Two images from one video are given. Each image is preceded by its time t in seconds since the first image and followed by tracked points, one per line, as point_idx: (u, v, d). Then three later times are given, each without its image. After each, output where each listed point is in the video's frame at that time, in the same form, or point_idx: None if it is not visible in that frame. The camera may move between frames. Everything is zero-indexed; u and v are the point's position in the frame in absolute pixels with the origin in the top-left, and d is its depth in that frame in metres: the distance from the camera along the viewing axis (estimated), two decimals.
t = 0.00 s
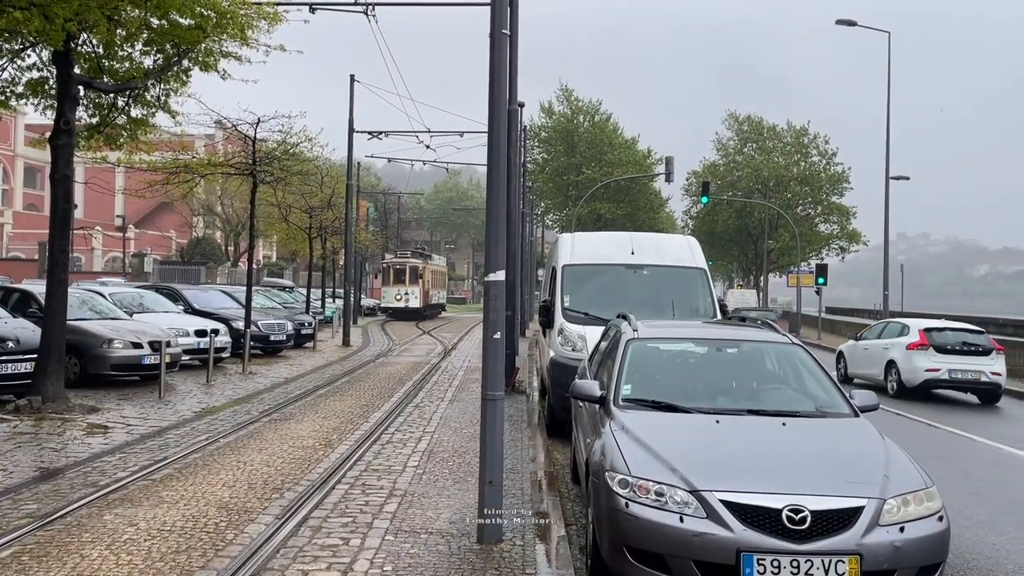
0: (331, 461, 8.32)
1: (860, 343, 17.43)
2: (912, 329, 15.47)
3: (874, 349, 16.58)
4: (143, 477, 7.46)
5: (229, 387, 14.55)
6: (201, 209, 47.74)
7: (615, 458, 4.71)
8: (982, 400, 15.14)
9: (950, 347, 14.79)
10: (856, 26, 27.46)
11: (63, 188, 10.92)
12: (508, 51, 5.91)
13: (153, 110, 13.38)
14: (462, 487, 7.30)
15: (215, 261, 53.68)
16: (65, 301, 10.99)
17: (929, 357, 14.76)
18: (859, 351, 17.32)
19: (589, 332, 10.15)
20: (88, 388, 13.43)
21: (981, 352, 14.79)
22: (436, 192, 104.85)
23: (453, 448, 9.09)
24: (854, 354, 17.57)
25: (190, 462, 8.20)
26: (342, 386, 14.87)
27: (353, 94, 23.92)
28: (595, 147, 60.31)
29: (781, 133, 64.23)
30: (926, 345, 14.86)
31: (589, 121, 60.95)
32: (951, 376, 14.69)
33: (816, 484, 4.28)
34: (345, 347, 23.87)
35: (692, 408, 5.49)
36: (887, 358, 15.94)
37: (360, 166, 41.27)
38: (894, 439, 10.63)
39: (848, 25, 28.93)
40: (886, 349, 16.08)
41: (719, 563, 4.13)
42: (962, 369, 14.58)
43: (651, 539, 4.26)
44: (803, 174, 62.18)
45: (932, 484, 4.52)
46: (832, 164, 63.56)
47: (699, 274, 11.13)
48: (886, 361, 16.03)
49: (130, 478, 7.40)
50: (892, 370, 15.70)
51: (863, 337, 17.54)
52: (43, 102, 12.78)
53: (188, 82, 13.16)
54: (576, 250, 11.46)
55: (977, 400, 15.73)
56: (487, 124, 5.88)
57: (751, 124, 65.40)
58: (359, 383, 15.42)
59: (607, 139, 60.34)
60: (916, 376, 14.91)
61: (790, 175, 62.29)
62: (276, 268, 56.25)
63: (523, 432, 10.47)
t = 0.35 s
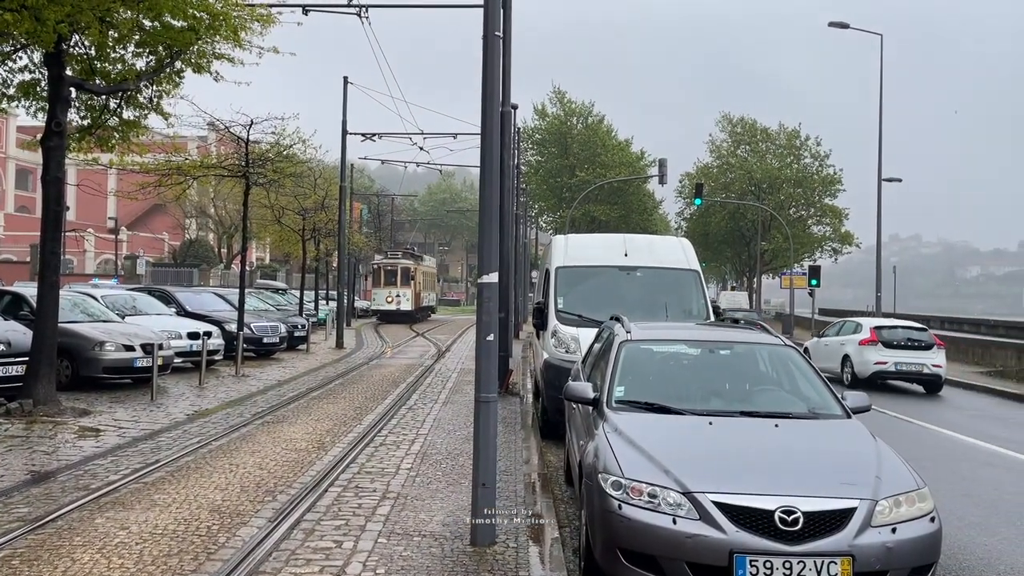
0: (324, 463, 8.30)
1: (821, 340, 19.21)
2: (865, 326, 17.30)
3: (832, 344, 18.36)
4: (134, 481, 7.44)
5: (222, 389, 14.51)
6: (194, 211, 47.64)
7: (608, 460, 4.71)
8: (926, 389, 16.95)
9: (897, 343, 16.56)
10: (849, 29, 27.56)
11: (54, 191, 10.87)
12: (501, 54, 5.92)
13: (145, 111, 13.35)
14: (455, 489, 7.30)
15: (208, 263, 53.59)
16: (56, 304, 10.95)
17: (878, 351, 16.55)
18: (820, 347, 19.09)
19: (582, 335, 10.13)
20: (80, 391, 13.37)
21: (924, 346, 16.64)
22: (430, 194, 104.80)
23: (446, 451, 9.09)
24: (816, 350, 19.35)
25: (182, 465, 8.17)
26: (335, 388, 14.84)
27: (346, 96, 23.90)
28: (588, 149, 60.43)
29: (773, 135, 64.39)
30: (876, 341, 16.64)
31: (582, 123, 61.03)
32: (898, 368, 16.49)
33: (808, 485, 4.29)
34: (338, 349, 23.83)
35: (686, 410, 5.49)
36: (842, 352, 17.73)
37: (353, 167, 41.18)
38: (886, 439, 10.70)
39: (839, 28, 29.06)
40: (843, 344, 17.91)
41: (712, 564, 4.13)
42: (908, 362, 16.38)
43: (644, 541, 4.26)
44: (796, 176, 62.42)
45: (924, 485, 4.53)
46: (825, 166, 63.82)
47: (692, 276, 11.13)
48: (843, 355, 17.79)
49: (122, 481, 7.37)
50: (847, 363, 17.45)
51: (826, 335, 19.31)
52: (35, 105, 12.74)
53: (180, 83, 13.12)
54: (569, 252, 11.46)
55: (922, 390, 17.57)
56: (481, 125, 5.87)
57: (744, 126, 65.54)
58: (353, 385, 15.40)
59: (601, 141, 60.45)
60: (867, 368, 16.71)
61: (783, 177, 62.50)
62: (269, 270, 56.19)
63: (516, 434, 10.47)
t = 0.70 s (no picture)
0: (318, 465, 8.28)
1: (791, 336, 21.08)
2: (824, 324, 19.20)
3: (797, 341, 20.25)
4: (127, 483, 7.41)
5: (215, 391, 14.47)
6: (188, 212, 47.53)
7: (602, 461, 4.71)
8: (879, 379, 18.81)
9: (851, 338, 18.40)
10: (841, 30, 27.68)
11: (47, 192, 10.83)
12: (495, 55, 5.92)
13: (138, 112, 13.32)
14: (450, 490, 7.29)
15: (202, 264, 53.49)
16: (48, 306, 10.90)
17: (833, 345, 18.43)
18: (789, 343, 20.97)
19: (577, 335, 10.14)
20: (73, 393, 13.32)
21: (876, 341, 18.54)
22: (425, 195, 104.77)
23: (441, 452, 9.08)
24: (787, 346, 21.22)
25: (175, 467, 8.14)
26: (330, 390, 14.82)
27: (340, 97, 23.87)
28: (583, 150, 60.52)
29: (767, 136, 64.51)
30: (832, 337, 18.53)
31: (576, 124, 61.10)
32: (851, 360, 18.34)
33: (801, 486, 4.30)
34: (332, 350, 23.79)
35: (679, 411, 5.50)
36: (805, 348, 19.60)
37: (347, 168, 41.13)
38: (879, 439, 10.75)
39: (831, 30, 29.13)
40: (805, 341, 19.83)
41: (706, 565, 4.13)
42: (860, 355, 18.21)
43: (638, 542, 4.26)
44: (790, 176, 62.59)
45: (917, 486, 4.54)
46: (818, 167, 64.04)
47: (686, 277, 11.13)
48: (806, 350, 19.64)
49: (114, 484, 7.34)
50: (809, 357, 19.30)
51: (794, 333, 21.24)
52: (27, 106, 12.69)
53: (174, 84, 13.10)
54: (563, 253, 11.46)
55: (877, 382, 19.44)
56: (476, 126, 5.88)
57: (738, 127, 65.65)
58: (347, 386, 15.39)
59: (595, 142, 60.52)
60: (824, 361, 18.57)
61: (776, 178, 62.65)
62: (263, 270, 56.11)
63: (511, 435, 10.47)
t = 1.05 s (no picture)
0: (313, 466, 8.27)
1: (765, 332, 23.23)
2: (790, 320, 21.48)
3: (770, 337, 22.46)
4: (122, 484, 7.39)
5: (211, 392, 14.45)
6: (182, 212, 47.43)
7: (597, 461, 4.71)
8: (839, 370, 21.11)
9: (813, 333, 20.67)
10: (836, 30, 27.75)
11: (41, 193, 10.79)
12: (490, 54, 5.91)
13: (133, 113, 13.29)
14: (445, 491, 7.29)
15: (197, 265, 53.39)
16: (43, 307, 10.87)
17: (796, 340, 20.73)
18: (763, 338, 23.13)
19: (573, 336, 10.15)
20: (68, 394, 13.30)
21: (835, 336, 20.86)
22: (420, 196, 104.69)
23: (437, 452, 9.08)
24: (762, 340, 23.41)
25: (170, 468, 8.13)
26: (325, 390, 14.79)
27: (336, 98, 23.84)
28: (578, 151, 60.55)
29: (762, 136, 64.57)
30: (795, 332, 20.82)
31: (571, 125, 61.08)
32: (812, 353, 20.65)
33: (796, 485, 4.31)
34: (328, 351, 23.74)
35: (675, 412, 5.50)
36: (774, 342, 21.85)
37: (342, 168, 41.07)
38: (873, 439, 10.78)
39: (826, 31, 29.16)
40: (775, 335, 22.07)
41: (702, 564, 4.13)
42: (819, 348, 20.55)
43: (633, 542, 4.27)
44: (785, 177, 62.69)
45: (910, 485, 4.56)
46: (814, 168, 64.15)
47: (681, 277, 11.15)
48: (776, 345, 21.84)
49: (109, 485, 7.32)
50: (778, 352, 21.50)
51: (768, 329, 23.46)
52: (21, 106, 12.65)
53: (169, 84, 13.08)
54: (559, 254, 11.46)
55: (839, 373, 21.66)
56: (470, 124, 5.87)
57: (734, 128, 65.73)
58: (343, 387, 15.39)
59: (591, 143, 60.55)
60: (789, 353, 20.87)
61: (772, 178, 62.73)
62: (258, 271, 56.03)
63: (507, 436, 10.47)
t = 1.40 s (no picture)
0: (310, 466, 8.26)
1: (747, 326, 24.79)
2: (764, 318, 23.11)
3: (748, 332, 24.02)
4: (118, 484, 7.39)
5: (208, 392, 14.43)
6: (179, 212, 47.34)
7: (595, 461, 4.71)
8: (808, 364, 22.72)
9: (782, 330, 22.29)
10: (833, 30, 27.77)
11: (37, 192, 10.77)
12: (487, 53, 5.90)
13: (129, 112, 13.25)
14: (442, 490, 7.29)
15: (193, 264, 53.29)
16: (39, 307, 10.84)
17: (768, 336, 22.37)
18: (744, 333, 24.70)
19: (570, 336, 10.15)
20: (64, 394, 13.28)
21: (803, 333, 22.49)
22: (417, 195, 104.58)
23: (434, 452, 9.08)
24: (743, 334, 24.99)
25: (167, 468, 8.13)
26: (322, 390, 14.78)
27: (333, 97, 23.82)
28: (575, 150, 60.51)
29: (759, 136, 64.59)
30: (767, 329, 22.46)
31: (569, 125, 61.04)
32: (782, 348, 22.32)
33: (793, 485, 4.31)
34: (324, 351, 23.70)
35: (672, 412, 5.50)
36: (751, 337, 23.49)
37: (339, 167, 41.00)
38: (870, 438, 10.80)
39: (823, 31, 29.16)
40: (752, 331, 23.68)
41: (699, 564, 4.13)
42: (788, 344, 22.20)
43: (631, 543, 4.27)
44: (782, 177, 62.73)
45: (907, 485, 4.56)
46: (811, 168, 64.16)
47: (678, 277, 11.15)
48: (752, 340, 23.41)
49: (106, 484, 7.32)
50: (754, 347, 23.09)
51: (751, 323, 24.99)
52: (17, 105, 12.61)
53: (165, 84, 13.07)
54: (556, 254, 11.47)
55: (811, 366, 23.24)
56: (467, 124, 5.86)
57: (730, 128, 65.75)
58: (340, 386, 15.39)
59: (588, 142, 60.49)
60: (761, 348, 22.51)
61: (769, 178, 62.75)
62: (254, 270, 55.94)
63: (503, 435, 10.48)
